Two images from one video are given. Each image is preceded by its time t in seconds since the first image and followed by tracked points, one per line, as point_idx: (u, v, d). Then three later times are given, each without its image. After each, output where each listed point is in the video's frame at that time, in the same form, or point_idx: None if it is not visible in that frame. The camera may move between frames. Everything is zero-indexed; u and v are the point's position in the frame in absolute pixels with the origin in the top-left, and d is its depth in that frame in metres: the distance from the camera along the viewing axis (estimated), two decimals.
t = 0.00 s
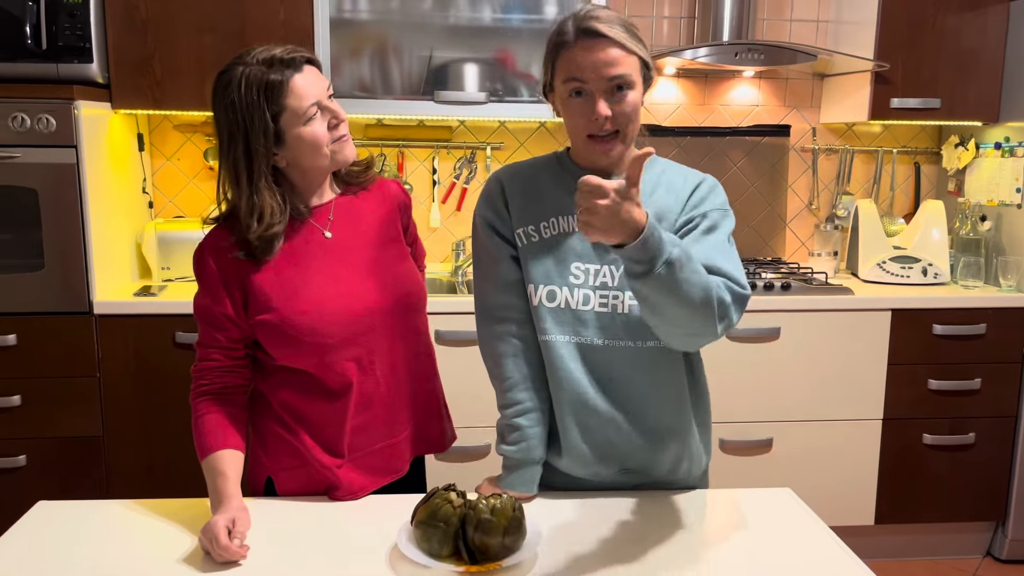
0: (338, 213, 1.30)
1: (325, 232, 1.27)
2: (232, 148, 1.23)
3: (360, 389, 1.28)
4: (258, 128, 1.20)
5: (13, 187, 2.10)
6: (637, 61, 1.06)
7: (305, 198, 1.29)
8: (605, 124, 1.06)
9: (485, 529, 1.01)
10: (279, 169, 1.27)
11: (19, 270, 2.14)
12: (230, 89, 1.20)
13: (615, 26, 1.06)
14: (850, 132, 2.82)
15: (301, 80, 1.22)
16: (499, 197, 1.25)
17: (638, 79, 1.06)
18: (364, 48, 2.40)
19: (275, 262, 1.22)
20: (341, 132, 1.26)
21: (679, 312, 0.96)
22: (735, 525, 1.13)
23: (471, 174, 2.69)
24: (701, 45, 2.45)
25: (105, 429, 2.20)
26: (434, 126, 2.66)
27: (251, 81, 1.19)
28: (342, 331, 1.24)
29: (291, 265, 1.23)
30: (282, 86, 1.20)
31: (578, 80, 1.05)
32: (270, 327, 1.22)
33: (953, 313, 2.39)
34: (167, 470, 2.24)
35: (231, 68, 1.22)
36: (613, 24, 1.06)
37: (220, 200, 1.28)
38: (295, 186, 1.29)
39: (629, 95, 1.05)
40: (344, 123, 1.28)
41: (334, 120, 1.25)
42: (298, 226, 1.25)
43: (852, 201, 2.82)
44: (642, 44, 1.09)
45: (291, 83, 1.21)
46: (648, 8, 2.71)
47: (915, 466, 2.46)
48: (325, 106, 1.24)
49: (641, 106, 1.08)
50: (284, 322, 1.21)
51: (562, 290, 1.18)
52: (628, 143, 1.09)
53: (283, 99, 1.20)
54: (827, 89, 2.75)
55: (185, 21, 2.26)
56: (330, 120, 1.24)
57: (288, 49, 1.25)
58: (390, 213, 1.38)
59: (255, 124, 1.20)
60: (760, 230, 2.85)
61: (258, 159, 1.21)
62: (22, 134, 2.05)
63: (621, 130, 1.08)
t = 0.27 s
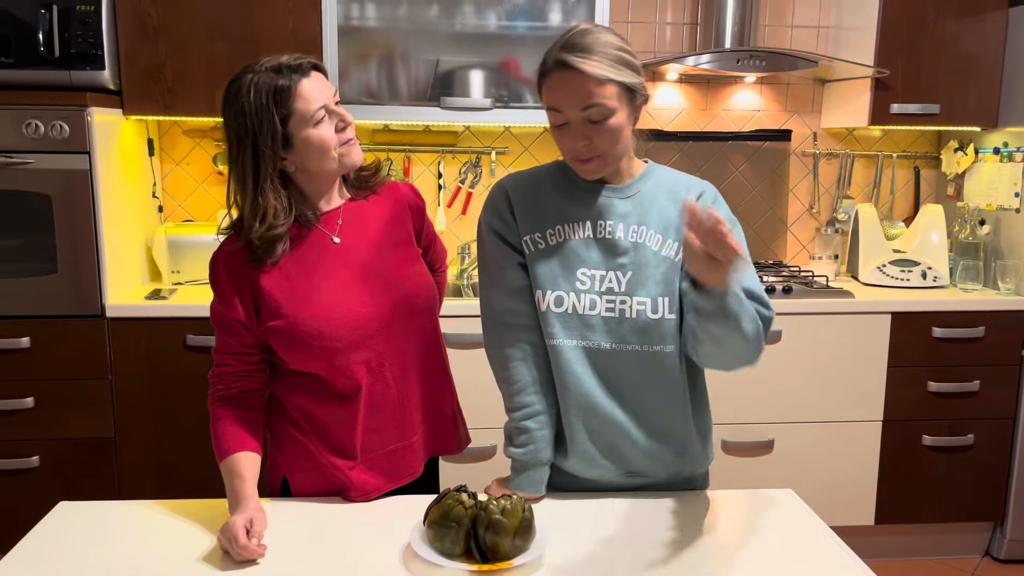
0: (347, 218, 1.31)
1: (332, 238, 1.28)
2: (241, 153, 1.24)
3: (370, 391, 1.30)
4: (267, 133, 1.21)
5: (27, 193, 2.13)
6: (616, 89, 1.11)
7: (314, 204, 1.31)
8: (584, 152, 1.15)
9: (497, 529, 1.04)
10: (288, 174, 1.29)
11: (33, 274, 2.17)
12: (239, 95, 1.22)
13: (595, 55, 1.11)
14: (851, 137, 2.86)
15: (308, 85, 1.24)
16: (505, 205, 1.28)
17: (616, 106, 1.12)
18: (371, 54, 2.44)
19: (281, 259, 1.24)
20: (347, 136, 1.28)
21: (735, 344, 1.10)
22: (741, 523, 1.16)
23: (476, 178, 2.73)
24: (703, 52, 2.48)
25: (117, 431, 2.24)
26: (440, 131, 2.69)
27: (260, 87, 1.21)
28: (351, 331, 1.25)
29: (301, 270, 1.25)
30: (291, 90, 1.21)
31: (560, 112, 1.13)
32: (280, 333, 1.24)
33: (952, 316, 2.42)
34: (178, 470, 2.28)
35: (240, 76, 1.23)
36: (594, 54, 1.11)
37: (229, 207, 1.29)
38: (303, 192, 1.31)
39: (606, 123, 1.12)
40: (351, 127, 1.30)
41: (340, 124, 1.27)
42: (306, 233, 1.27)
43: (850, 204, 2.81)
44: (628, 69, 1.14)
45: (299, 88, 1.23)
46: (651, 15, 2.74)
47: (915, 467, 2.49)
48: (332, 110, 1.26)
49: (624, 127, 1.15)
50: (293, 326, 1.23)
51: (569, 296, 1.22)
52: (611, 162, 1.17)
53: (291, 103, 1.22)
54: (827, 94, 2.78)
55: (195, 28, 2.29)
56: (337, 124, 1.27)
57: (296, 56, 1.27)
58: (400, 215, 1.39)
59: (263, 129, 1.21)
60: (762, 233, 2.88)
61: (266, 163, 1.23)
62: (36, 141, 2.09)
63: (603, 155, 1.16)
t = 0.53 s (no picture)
0: (358, 226, 1.35)
1: (343, 246, 1.32)
2: (261, 162, 1.27)
3: (381, 397, 1.32)
4: (290, 143, 1.25)
5: (40, 198, 2.17)
6: (610, 101, 1.14)
7: (327, 214, 1.35)
8: (581, 164, 1.18)
9: (508, 528, 1.07)
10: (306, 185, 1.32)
11: (46, 278, 2.21)
12: (264, 105, 1.25)
13: (589, 69, 1.14)
14: (851, 141, 2.89)
15: (330, 99, 1.27)
16: (512, 211, 1.31)
17: (611, 118, 1.15)
18: (377, 61, 2.47)
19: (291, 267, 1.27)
20: (364, 150, 1.32)
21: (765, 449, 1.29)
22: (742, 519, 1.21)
23: (480, 183, 2.76)
24: (704, 58, 2.52)
25: (128, 432, 2.27)
26: (445, 136, 2.73)
27: (285, 98, 1.25)
28: (365, 338, 1.29)
29: (315, 279, 1.28)
30: (316, 103, 1.25)
31: (555, 124, 1.17)
32: (292, 340, 1.27)
33: (950, 319, 2.46)
34: (187, 471, 2.31)
35: (264, 86, 1.27)
36: (587, 68, 1.14)
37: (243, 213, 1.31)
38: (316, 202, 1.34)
39: (602, 135, 1.16)
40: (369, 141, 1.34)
41: (359, 138, 1.31)
42: (319, 241, 1.31)
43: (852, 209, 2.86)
44: (625, 81, 1.17)
45: (322, 102, 1.26)
46: (653, 21, 2.78)
47: (914, 467, 2.53)
48: (353, 125, 1.30)
49: (620, 138, 1.18)
50: (305, 332, 1.26)
51: (577, 303, 1.25)
52: (611, 172, 1.20)
53: (315, 116, 1.26)
54: (827, 100, 2.81)
55: (205, 36, 2.33)
56: (356, 138, 1.31)
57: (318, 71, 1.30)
58: (408, 220, 1.43)
59: (286, 139, 1.24)
60: (763, 237, 2.92)
61: (288, 173, 1.26)
62: (49, 147, 2.13)
63: (601, 165, 1.19)
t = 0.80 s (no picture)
0: (370, 230, 1.37)
1: (356, 250, 1.34)
2: (279, 169, 1.30)
3: (390, 398, 1.36)
4: (308, 151, 1.27)
5: (49, 201, 2.20)
6: (625, 106, 1.18)
7: (340, 220, 1.37)
8: (595, 167, 1.22)
9: (515, 525, 1.10)
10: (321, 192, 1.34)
11: (55, 280, 2.24)
12: (282, 113, 1.28)
13: (605, 75, 1.18)
14: (849, 145, 2.92)
15: (348, 108, 1.30)
16: (522, 214, 1.35)
17: (625, 123, 1.18)
18: (382, 66, 2.50)
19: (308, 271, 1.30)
20: (378, 158, 1.35)
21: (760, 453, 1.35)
22: (742, 519, 1.23)
23: (483, 186, 2.79)
24: (704, 64, 2.55)
25: (135, 432, 2.30)
26: (448, 140, 2.76)
27: (303, 107, 1.27)
28: (377, 341, 1.32)
29: (328, 282, 1.31)
30: (334, 112, 1.28)
31: (571, 128, 1.20)
32: (305, 342, 1.30)
33: (947, 320, 2.49)
34: (194, 471, 2.34)
35: (282, 94, 1.29)
36: (602, 74, 1.18)
37: (258, 217, 1.34)
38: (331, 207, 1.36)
39: (616, 139, 1.19)
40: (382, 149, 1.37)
41: (374, 147, 1.34)
42: (332, 245, 1.33)
43: (850, 212, 2.91)
44: (639, 87, 1.21)
45: (339, 111, 1.29)
46: (654, 26, 2.81)
47: (912, 468, 2.55)
48: (368, 134, 1.33)
49: (633, 143, 1.21)
50: (319, 334, 1.29)
51: (585, 305, 1.28)
52: (624, 176, 1.23)
53: (332, 125, 1.28)
54: (826, 103, 2.84)
55: (212, 41, 2.36)
56: (371, 146, 1.33)
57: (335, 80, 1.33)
58: (416, 224, 1.46)
59: (304, 147, 1.27)
60: (763, 239, 2.95)
61: (306, 180, 1.29)
62: (59, 151, 2.16)
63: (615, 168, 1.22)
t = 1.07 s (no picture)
0: (377, 232, 1.39)
1: (364, 252, 1.37)
2: (290, 172, 1.32)
3: (397, 398, 1.38)
4: (319, 155, 1.30)
5: (56, 204, 2.22)
6: (626, 106, 1.21)
7: (349, 222, 1.39)
8: (597, 166, 1.24)
9: (522, 521, 1.12)
10: (331, 195, 1.37)
11: (62, 282, 2.26)
12: (293, 117, 1.30)
13: (607, 75, 1.20)
14: (847, 148, 2.96)
15: (358, 113, 1.33)
16: (526, 216, 1.38)
17: (626, 122, 1.21)
18: (385, 70, 2.53)
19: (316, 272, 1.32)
20: (387, 163, 1.38)
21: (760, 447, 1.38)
22: (742, 519, 1.25)
23: (485, 189, 2.81)
24: (704, 68, 2.58)
25: (141, 433, 2.32)
26: (450, 144, 2.78)
27: (314, 112, 1.30)
28: (383, 341, 1.34)
29: (336, 282, 1.33)
30: (344, 118, 1.30)
31: (574, 128, 1.23)
32: (314, 342, 1.32)
33: (944, 322, 2.51)
34: (199, 471, 2.36)
35: (293, 98, 1.32)
36: (604, 74, 1.21)
37: (269, 218, 1.37)
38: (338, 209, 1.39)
39: (617, 138, 1.22)
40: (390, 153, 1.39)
41: (382, 152, 1.36)
42: (341, 247, 1.36)
43: (848, 215, 2.95)
44: (640, 88, 1.23)
45: (350, 116, 1.32)
46: (654, 31, 2.84)
47: (909, 468, 2.58)
48: (377, 139, 1.35)
49: (634, 143, 1.24)
50: (327, 334, 1.31)
51: (587, 305, 1.31)
52: (625, 175, 1.26)
53: (343, 130, 1.31)
54: (824, 107, 2.87)
55: (217, 45, 2.38)
56: (380, 151, 1.36)
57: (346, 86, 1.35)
58: (421, 225, 1.48)
59: (315, 151, 1.30)
60: (761, 242, 2.97)
61: (317, 183, 1.31)
62: (66, 154, 2.18)
63: (616, 168, 1.25)
